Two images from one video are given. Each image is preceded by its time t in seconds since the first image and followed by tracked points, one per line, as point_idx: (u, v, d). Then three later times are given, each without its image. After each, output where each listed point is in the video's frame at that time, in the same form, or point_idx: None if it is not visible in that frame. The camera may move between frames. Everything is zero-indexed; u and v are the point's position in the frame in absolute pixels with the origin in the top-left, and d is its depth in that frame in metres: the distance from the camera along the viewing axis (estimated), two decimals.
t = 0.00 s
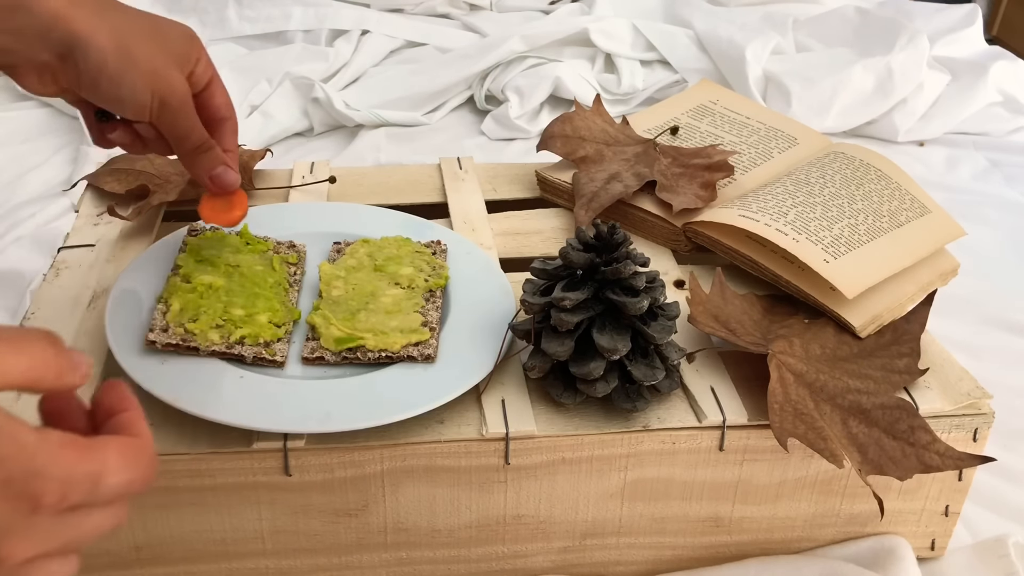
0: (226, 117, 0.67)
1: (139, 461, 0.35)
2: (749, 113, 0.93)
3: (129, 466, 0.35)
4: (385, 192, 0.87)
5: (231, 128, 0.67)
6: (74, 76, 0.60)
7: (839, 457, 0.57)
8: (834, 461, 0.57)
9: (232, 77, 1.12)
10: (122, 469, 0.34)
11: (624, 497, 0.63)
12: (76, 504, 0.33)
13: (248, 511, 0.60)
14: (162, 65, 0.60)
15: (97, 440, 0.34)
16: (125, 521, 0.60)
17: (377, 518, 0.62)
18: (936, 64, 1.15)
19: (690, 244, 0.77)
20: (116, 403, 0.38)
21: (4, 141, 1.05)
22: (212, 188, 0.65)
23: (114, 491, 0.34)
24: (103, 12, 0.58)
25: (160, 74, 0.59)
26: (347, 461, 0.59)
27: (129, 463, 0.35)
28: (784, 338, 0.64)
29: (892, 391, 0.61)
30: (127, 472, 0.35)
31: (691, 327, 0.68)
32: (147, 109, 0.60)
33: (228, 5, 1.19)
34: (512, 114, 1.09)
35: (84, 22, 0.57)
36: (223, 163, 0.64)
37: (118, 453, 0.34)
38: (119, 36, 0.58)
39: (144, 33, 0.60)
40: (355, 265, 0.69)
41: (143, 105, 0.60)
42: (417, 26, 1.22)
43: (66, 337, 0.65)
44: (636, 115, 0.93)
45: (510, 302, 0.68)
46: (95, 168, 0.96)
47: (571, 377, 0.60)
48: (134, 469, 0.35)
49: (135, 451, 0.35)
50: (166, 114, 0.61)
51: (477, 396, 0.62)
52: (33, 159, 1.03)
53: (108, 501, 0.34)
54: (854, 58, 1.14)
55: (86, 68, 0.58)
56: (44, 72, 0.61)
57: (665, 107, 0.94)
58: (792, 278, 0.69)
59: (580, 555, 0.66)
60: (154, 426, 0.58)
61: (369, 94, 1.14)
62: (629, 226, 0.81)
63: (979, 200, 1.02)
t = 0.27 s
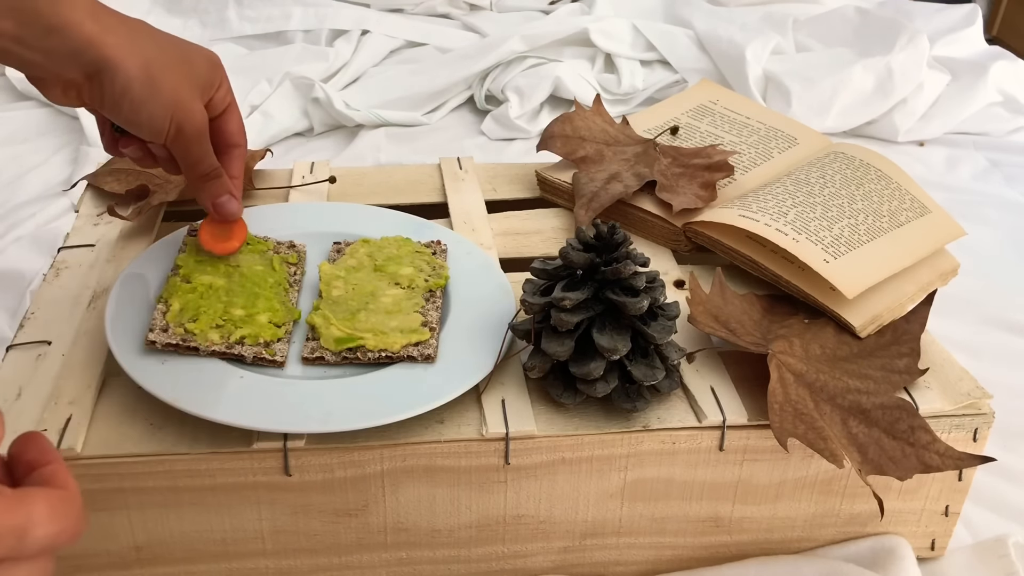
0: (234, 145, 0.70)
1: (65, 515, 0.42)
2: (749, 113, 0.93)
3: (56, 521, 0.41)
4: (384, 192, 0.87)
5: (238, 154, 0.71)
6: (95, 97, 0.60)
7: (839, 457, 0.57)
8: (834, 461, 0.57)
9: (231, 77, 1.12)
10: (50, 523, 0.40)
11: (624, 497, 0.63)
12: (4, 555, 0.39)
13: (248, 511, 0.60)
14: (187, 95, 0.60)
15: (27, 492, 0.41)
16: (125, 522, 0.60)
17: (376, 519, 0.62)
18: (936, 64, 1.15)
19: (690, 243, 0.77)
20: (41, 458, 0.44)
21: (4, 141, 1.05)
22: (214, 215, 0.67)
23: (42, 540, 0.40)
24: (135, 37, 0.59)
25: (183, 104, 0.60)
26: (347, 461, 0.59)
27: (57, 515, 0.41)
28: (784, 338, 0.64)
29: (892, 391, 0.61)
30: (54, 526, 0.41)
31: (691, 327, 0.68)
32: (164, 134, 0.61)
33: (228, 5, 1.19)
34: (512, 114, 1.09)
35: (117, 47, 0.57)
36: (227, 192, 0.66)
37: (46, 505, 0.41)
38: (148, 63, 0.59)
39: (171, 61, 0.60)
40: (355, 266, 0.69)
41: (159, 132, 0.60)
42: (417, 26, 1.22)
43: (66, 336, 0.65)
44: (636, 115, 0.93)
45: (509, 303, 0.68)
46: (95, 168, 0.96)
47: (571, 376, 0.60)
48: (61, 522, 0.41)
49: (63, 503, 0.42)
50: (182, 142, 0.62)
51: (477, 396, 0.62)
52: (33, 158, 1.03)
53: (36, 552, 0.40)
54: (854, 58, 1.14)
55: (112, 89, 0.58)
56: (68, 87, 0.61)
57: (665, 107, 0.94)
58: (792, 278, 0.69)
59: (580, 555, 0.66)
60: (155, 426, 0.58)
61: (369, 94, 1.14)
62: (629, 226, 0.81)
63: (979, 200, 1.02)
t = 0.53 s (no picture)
0: (226, 152, 0.70)
1: (86, 508, 0.40)
2: (749, 113, 0.93)
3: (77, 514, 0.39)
4: (384, 192, 0.87)
5: (230, 163, 0.71)
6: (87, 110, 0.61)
7: (839, 457, 0.57)
8: (834, 461, 0.57)
9: (232, 77, 1.12)
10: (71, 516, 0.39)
11: (624, 497, 0.63)
12: (30, 547, 0.37)
13: (248, 511, 0.60)
14: (180, 111, 0.61)
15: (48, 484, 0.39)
16: (125, 522, 0.60)
17: (377, 519, 0.62)
18: (936, 64, 1.15)
19: (690, 244, 0.77)
20: (57, 454, 0.43)
21: (4, 141, 1.05)
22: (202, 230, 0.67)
23: (63, 532, 0.38)
24: (132, 54, 0.59)
25: (175, 120, 0.60)
26: (346, 461, 0.59)
27: (78, 508, 0.39)
28: (784, 338, 0.64)
29: (892, 391, 0.61)
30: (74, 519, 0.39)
31: (691, 327, 0.68)
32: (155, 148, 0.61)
33: (228, 5, 1.19)
34: (512, 114, 1.09)
35: (112, 64, 0.58)
36: (215, 210, 0.66)
37: (68, 498, 0.39)
38: (143, 77, 0.59)
39: (168, 77, 0.61)
40: (354, 266, 0.69)
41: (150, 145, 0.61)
42: (417, 26, 1.22)
43: (66, 336, 0.65)
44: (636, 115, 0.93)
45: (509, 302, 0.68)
46: (95, 168, 0.96)
47: (571, 376, 0.60)
48: (82, 515, 0.39)
49: (84, 496, 0.40)
50: (172, 156, 0.62)
51: (477, 396, 0.62)
52: (33, 158, 1.03)
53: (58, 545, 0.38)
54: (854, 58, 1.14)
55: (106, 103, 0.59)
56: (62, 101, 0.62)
57: (665, 107, 0.94)
58: (791, 278, 0.69)
59: (580, 555, 0.66)
60: (154, 426, 0.58)
61: (369, 94, 1.14)
62: (629, 226, 0.81)
63: (979, 200, 1.02)
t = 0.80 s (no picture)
0: (241, 142, 0.71)
1: (112, 518, 0.40)
2: (749, 113, 0.93)
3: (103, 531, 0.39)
4: (384, 192, 0.87)
5: (246, 152, 0.72)
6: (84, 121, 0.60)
7: (839, 457, 0.57)
8: (834, 461, 0.57)
9: (232, 77, 1.12)
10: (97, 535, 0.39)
11: (624, 497, 0.63)
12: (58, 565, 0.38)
13: (248, 511, 0.60)
14: (178, 119, 0.60)
15: (74, 502, 0.39)
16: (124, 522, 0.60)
17: (377, 519, 0.62)
18: (936, 65, 1.15)
19: (690, 243, 0.77)
20: (96, 446, 0.43)
21: (4, 141, 1.05)
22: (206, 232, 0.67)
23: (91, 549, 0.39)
24: (124, 65, 0.58)
25: (174, 130, 0.60)
26: (347, 461, 0.59)
27: (104, 521, 0.39)
28: (784, 338, 0.64)
29: (892, 391, 0.61)
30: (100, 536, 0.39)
31: (691, 327, 0.68)
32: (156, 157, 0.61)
33: (228, 5, 1.19)
34: (512, 114, 1.09)
35: (106, 77, 0.57)
36: (221, 215, 0.66)
37: (95, 515, 0.39)
38: (138, 89, 0.58)
39: (165, 84, 0.60)
40: (354, 266, 0.69)
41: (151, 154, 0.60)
42: (417, 26, 1.22)
43: (66, 336, 0.65)
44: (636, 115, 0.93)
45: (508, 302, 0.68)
46: (94, 168, 0.96)
47: (571, 376, 0.60)
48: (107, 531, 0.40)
49: (110, 507, 0.40)
50: (174, 165, 0.61)
51: (477, 396, 0.62)
52: (33, 158, 1.03)
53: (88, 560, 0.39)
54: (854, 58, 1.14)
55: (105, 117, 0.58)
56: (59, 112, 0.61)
57: (665, 107, 0.94)
58: (792, 278, 0.69)
59: (580, 555, 0.66)
60: (154, 426, 0.58)
61: (369, 94, 1.14)
62: (629, 226, 0.81)
63: (979, 200, 1.02)
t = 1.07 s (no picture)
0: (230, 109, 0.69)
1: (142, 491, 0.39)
2: (749, 113, 0.93)
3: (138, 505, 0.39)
4: (384, 192, 0.87)
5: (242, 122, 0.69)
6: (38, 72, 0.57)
7: (839, 457, 0.58)
8: (834, 461, 0.57)
9: (232, 77, 1.12)
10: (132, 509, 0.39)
11: (624, 497, 0.63)
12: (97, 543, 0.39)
13: (248, 511, 0.60)
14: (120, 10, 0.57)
15: (110, 488, 0.38)
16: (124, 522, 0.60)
17: (377, 519, 0.62)
18: (936, 65, 1.15)
19: (690, 243, 0.77)
20: (131, 397, 0.42)
21: (4, 141, 1.05)
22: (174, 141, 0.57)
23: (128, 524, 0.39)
24: None
25: (50, 21, 0.49)
26: (347, 461, 0.59)
27: (140, 499, 0.39)
28: (784, 338, 0.64)
29: (892, 391, 0.61)
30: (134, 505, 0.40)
31: (691, 327, 0.68)
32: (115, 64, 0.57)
33: (228, 5, 1.19)
34: (512, 114, 1.09)
35: None
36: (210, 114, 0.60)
37: (131, 496, 0.39)
38: None
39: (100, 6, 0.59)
40: (354, 266, 0.69)
41: (56, 74, 0.50)
42: (417, 26, 1.22)
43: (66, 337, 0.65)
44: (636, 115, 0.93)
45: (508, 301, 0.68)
46: (94, 168, 0.96)
47: (571, 376, 0.60)
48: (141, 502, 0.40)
49: (146, 483, 0.39)
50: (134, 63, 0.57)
51: (477, 396, 0.62)
52: (32, 158, 1.03)
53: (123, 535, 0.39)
54: (854, 58, 1.14)
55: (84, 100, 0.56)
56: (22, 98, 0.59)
57: (665, 107, 0.94)
58: (792, 278, 0.69)
59: (580, 555, 0.66)
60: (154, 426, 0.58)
61: (369, 94, 1.14)
62: (629, 226, 0.81)
63: (979, 200, 1.02)
